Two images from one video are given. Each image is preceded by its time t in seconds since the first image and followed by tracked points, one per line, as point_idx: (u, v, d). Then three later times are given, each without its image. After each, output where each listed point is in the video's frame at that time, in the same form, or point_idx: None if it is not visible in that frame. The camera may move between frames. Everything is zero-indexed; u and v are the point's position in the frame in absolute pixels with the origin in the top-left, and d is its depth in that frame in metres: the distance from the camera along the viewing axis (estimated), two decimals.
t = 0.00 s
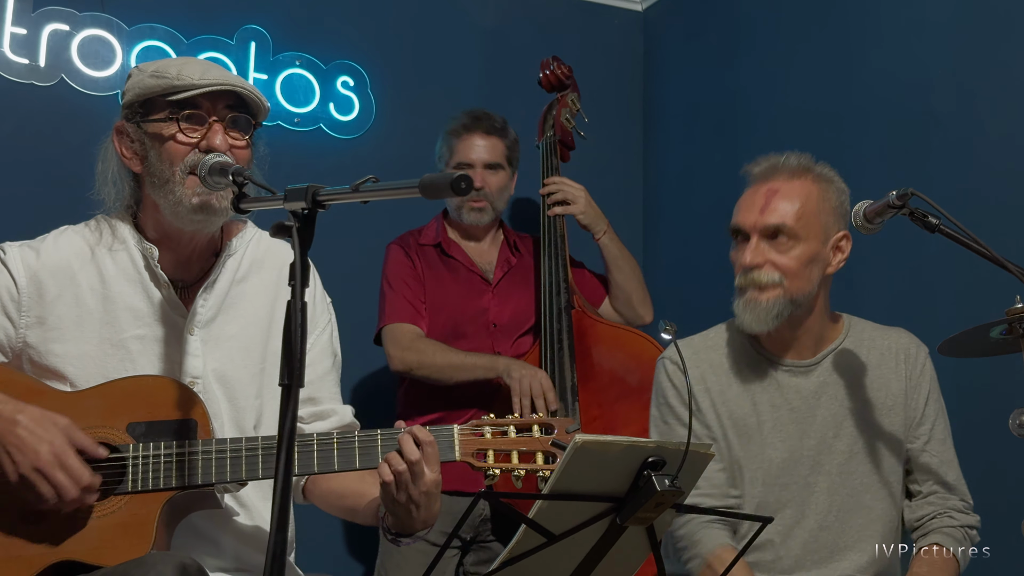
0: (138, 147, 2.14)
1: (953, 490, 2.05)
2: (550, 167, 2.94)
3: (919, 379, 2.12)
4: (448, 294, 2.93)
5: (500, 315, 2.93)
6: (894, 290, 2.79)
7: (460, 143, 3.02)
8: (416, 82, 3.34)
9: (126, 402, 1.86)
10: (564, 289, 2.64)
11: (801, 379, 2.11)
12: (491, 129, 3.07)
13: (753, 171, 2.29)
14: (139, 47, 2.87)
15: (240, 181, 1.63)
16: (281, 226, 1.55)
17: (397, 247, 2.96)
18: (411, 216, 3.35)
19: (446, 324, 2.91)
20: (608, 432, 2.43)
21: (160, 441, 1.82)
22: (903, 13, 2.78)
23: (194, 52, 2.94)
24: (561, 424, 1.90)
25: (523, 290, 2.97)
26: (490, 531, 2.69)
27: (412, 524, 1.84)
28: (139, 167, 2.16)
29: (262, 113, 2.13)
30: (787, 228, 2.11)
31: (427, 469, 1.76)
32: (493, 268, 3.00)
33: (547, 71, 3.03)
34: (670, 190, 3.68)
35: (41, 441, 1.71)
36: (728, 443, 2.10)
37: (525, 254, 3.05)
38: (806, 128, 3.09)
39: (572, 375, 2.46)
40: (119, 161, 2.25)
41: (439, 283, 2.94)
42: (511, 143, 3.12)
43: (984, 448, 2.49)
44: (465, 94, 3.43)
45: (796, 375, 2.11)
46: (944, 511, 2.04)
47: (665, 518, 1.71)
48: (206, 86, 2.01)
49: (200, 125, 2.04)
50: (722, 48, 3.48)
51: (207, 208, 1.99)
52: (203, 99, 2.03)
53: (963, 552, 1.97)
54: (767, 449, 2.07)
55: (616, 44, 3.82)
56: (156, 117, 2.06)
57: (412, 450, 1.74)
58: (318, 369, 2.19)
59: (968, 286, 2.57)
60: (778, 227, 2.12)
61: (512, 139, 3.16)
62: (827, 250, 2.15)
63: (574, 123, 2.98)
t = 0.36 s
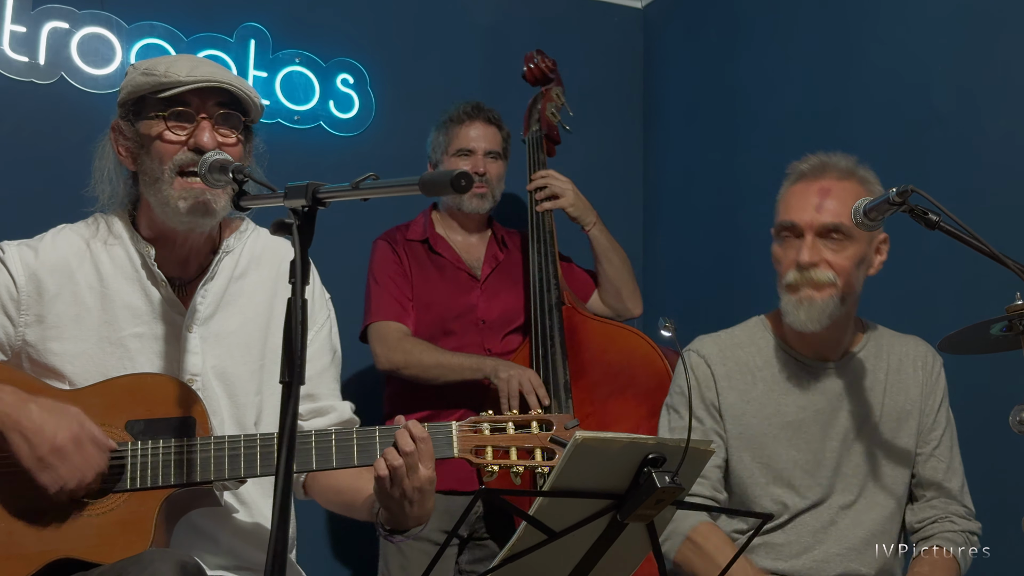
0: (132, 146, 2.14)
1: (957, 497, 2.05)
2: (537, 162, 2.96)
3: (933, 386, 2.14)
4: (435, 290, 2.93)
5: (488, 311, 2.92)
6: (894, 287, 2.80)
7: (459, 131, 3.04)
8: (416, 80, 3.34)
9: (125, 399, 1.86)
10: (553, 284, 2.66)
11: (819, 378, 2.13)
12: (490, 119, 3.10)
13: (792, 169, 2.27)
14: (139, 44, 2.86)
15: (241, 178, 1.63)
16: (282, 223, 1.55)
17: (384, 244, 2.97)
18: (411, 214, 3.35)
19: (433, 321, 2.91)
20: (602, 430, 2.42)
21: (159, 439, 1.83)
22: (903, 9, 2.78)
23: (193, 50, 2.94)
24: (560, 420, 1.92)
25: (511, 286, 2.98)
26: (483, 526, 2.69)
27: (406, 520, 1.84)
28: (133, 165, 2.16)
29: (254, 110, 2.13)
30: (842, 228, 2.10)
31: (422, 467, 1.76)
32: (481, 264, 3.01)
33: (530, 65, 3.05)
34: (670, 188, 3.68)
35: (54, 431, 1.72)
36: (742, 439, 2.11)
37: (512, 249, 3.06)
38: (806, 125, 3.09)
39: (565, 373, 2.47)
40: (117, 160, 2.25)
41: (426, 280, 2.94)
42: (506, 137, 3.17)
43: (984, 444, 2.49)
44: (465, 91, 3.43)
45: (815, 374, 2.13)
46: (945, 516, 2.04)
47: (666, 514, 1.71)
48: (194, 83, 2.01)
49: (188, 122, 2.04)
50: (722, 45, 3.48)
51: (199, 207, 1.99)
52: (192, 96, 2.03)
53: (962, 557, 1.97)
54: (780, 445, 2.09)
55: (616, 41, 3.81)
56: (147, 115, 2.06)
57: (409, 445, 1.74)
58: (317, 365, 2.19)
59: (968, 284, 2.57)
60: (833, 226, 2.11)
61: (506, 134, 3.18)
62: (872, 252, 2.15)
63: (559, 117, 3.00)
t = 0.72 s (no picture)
0: (138, 143, 2.15)
1: (962, 495, 2.07)
2: (513, 148, 2.94)
3: (939, 384, 2.15)
4: (414, 278, 2.94)
5: (467, 300, 2.96)
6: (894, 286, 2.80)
7: (425, 121, 2.99)
8: (416, 77, 3.34)
9: (127, 397, 1.86)
10: (540, 277, 2.67)
11: (828, 374, 2.13)
12: (455, 106, 3.05)
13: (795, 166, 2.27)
14: (138, 42, 2.86)
15: (240, 176, 1.63)
16: (281, 220, 1.55)
17: (361, 230, 2.98)
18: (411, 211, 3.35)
19: (411, 307, 2.92)
20: (596, 424, 2.42)
21: (161, 437, 1.83)
22: (902, 6, 2.78)
23: (193, 48, 2.94)
24: (561, 420, 1.92)
25: (488, 274, 3.01)
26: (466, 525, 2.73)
27: (408, 518, 1.85)
28: (138, 162, 2.16)
29: (260, 109, 2.13)
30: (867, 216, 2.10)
31: (430, 465, 1.76)
32: (457, 252, 3.04)
33: (501, 49, 3.03)
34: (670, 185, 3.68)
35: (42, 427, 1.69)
36: (752, 435, 2.10)
37: (487, 238, 3.09)
38: (806, 122, 3.08)
39: (555, 364, 2.45)
40: (120, 156, 2.25)
41: (405, 266, 2.95)
42: (473, 122, 3.12)
43: (984, 442, 2.49)
44: (464, 88, 3.43)
45: (824, 369, 2.13)
46: (950, 513, 2.06)
47: (666, 512, 1.71)
48: (202, 83, 2.01)
49: (196, 121, 2.04)
50: (721, 42, 3.48)
51: (204, 204, 2.00)
52: (199, 95, 2.03)
53: (966, 553, 1.99)
54: (789, 442, 2.08)
55: (616, 38, 3.81)
56: (154, 113, 2.06)
57: (414, 444, 1.74)
58: (317, 365, 2.19)
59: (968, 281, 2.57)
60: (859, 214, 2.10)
61: (472, 119, 3.15)
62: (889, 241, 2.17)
63: (533, 104, 2.98)
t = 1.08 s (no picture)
0: (142, 137, 2.15)
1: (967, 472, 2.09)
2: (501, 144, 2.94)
3: (925, 376, 2.18)
4: (397, 274, 2.95)
5: (451, 294, 2.97)
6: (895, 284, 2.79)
7: (403, 110, 3.00)
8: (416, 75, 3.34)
9: (126, 396, 1.86)
10: (533, 274, 2.66)
11: (815, 371, 2.15)
12: (434, 96, 3.06)
13: (813, 174, 2.23)
14: (138, 41, 2.86)
15: (240, 173, 1.63)
16: (281, 218, 1.55)
17: (339, 226, 2.96)
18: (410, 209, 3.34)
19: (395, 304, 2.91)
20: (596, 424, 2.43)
21: (160, 435, 1.82)
22: (902, 3, 2.78)
23: (192, 45, 2.94)
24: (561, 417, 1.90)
25: (469, 268, 3.05)
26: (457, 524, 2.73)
27: (408, 514, 1.85)
28: (141, 157, 2.17)
29: (265, 115, 2.13)
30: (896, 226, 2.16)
31: (427, 461, 1.76)
32: (438, 247, 3.05)
33: (482, 45, 3.05)
34: (669, 183, 3.68)
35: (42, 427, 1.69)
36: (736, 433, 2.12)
37: (465, 233, 3.14)
38: (806, 119, 3.08)
39: (552, 363, 2.45)
40: (124, 149, 2.25)
41: (387, 261, 2.95)
42: (450, 112, 3.12)
43: (985, 440, 2.49)
44: (464, 86, 3.43)
45: (812, 366, 2.15)
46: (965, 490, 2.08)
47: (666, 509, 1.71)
48: (210, 84, 2.01)
49: (202, 122, 2.04)
50: (720, 40, 3.48)
51: (203, 206, 2.00)
52: (206, 96, 2.03)
53: (989, 524, 2.01)
54: (776, 439, 2.11)
55: (615, 35, 3.81)
56: (160, 110, 2.06)
57: (410, 439, 1.75)
58: (317, 364, 2.18)
59: (968, 279, 2.57)
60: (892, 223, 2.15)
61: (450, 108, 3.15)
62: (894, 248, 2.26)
63: (517, 101, 2.96)
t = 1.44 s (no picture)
0: (136, 139, 2.15)
1: (936, 466, 2.11)
2: (502, 141, 2.94)
3: (907, 357, 2.20)
4: (396, 269, 2.94)
5: (450, 290, 2.97)
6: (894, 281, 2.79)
7: (404, 107, 3.00)
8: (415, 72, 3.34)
9: (125, 393, 1.86)
10: (534, 271, 2.67)
11: (803, 362, 2.15)
12: (436, 93, 3.06)
13: (813, 175, 2.22)
14: (137, 38, 2.86)
15: (241, 169, 1.63)
16: (281, 215, 1.55)
17: (339, 221, 2.96)
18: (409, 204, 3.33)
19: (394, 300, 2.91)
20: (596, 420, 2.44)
21: (159, 432, 1.83)
22: None
23: (192, 42, 2.93)
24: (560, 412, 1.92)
25: (468, 262, 3.05)
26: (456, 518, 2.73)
27: (410, 509, 1.85)
28: (137, 159, 2.17)
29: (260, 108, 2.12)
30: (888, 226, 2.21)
31: (425, 456, 1.77)
32: (437, 243, 3.05)
33: (482, 41, 3.03)
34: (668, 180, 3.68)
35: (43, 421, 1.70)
36: (730, 425, 2.12)
37: (465, 228, 3.12)
38: (805, 116, 3.08)
39: (552, 359, 2.46)
40: (118, 149, 2.24)
41: (387, 257, 2.95)
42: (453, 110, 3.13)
43: (984, 438, 2.49)
44: (463, 83, 3.43)
45: (799, 358, 2.15)
46: (927, 485, 2.11)
47: (666, 506, 1.71)
48: (202, 86, 2.00)
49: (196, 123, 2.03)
50: (720, 37, 3.48)
51: (205, 203, 2.01)
52: (199, 97, 2.02)
53: (949, 527, 2.06)
54: (767, 431, 2.11)
55: (614, 32, 3.81)
56: (153, 113, 2.06)
57: (410, 435, 1.75)
58: (317, 359, 2.18)
59: (967, 275, 2.57)
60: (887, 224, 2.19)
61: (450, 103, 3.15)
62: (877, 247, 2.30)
63: (518, 97, 2.94)
